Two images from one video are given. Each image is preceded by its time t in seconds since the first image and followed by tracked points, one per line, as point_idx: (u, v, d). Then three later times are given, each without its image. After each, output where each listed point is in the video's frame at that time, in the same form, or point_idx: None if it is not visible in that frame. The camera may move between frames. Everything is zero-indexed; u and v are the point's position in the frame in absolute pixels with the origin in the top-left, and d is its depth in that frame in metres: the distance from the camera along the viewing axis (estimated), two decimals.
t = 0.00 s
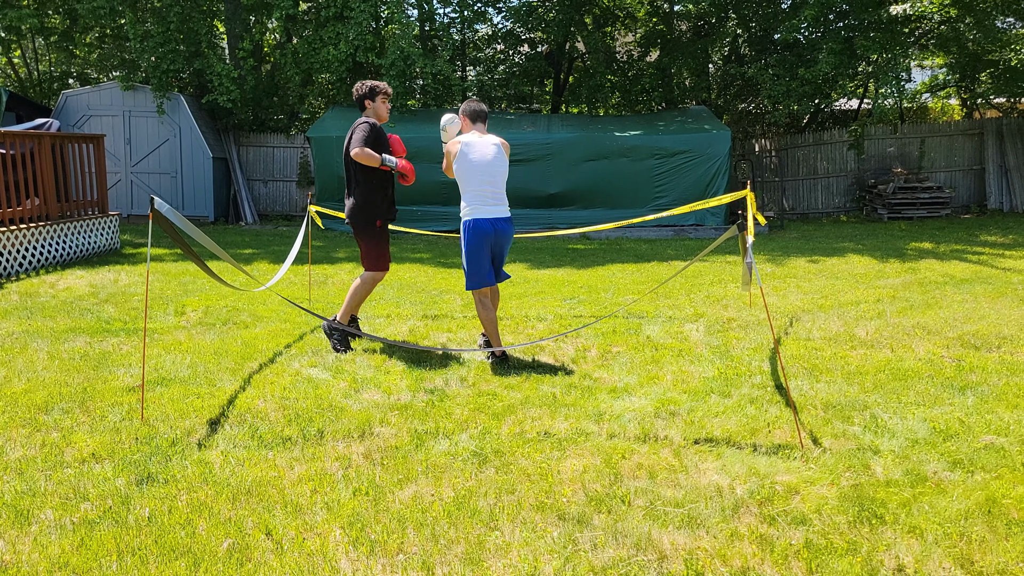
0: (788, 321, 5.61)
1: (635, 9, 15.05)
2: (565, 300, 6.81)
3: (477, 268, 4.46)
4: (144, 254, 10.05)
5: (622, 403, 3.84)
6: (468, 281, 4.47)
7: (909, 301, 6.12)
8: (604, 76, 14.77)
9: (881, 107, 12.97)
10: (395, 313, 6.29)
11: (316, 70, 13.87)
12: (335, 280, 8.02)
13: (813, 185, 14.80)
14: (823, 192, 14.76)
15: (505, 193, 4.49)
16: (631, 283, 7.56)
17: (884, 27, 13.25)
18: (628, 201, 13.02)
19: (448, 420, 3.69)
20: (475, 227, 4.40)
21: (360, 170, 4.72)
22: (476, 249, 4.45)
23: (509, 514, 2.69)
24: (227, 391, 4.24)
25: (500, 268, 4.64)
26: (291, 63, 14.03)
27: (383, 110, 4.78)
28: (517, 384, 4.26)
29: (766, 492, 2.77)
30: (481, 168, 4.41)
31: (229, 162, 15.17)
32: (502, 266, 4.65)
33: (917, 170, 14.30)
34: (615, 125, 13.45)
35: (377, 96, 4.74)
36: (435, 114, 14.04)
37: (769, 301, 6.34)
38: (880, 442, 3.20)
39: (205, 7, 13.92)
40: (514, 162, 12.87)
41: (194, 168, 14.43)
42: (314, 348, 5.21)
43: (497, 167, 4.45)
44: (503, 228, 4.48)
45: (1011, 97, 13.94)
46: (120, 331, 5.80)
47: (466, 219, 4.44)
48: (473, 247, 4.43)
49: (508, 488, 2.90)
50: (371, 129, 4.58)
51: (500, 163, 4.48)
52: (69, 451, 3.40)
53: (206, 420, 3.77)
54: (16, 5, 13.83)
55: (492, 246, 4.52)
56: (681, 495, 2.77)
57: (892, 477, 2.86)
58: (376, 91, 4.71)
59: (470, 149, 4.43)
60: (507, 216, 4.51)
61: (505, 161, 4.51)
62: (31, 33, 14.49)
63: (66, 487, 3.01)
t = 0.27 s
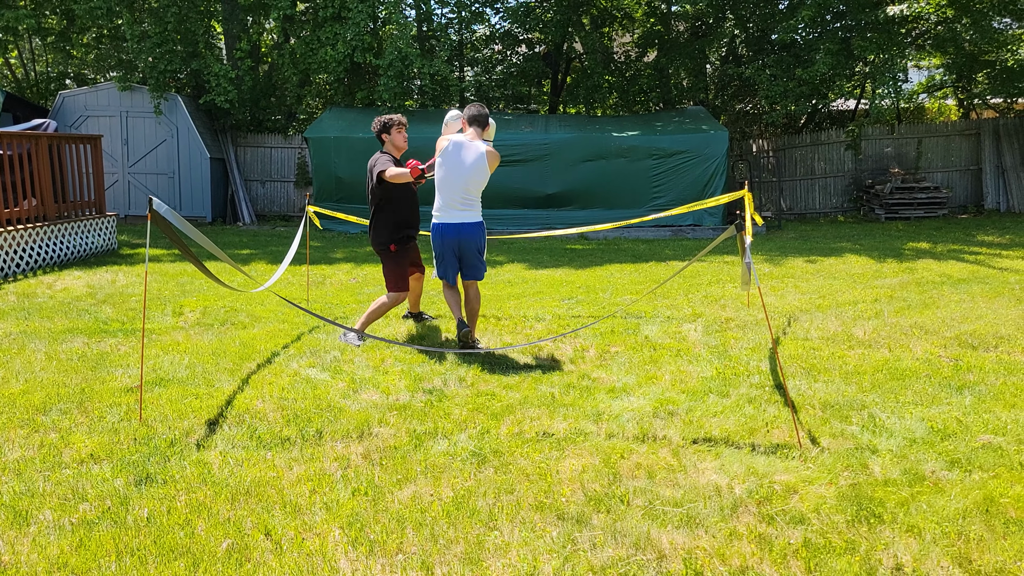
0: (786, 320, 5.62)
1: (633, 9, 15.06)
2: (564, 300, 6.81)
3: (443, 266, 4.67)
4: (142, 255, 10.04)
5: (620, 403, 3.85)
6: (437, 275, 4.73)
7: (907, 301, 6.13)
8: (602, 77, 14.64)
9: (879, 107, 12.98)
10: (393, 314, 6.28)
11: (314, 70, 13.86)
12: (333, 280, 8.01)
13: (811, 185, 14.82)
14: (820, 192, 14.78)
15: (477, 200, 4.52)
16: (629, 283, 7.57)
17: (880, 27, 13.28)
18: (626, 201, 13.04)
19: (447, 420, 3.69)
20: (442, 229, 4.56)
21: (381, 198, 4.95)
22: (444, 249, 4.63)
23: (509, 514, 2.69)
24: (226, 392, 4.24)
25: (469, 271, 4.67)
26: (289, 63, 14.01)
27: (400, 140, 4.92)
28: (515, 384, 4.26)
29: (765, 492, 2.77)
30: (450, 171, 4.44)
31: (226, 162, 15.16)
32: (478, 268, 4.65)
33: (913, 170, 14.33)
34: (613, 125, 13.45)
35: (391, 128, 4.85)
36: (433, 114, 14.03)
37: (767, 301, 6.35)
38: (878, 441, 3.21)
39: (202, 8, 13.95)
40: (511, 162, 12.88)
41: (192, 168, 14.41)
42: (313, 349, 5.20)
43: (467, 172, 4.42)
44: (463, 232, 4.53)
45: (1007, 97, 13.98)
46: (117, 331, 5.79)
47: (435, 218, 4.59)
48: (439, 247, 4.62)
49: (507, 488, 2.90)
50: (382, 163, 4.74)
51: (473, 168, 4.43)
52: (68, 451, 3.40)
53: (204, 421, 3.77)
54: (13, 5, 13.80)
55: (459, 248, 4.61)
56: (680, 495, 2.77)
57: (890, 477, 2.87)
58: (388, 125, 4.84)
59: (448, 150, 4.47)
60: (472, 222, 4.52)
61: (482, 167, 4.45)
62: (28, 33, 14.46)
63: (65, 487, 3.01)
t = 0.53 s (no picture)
0: (785, 321, 5.62)
1: (632, 9, 15.07)
2: (563, 300, 6.81)
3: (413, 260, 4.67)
4: (141, 255, 10.04)
5: (619, 403, 3.85)
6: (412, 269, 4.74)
7: (906, 301, 6.14)
8: (601, 77, 14.68)
9: (878, 108, 12.98)
10: (392, 314, 6.28)
11: (313, 70, 13.86)
12: (332, 280, 8.01)
13: (810, 185, 14.83)
14: (819, 193, 14.79)
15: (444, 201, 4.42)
16: (628, 283, 7.58)
17: (879, 28, 13.29)
18: (624, 201, 13.05)
19: (446, 420, 3.70)
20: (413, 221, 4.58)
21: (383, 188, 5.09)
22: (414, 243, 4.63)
23: (507, 513, 2.70)
24: (225, 391, 4.24)
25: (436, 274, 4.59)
26: (288, 63, 14.00)
27: (405, 133, 4.99)
28: (514, 384, 4.26)
29: (763, 491, 2.78)
30: (428, 169, 4.49)
31: (225, 162, 15.15)
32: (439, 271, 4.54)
33: (912, 171, 14.34)
34: (612, 126, 13.46)
35: (396, 121, 4.95)
36: (432, 115, 14.04)
37: (766, 302, 6.36)
38: (877, 441, 3.21)
39: (201, 8, 13.93)
40: (510, 163, 12.88)
41: (190, 168, 14.41)
42: (311, 348, 5.20)
43: (437, 172, 4.40)
44: (420, 230, 4.51)
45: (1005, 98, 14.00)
46: (116, 331, 5.79)
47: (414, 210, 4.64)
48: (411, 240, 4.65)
49: (506, 487, 2.90)
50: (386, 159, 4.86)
51: (442, 169, 4.38)
52: (66, 451, 3.40)
53: (203, 420, 3.77)
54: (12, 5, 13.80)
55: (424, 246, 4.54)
56: (678, 494, 2.78)
57: (889, 476, 2.87)
58: (391, 119, 4.94)
59: (437, 149, 4.51)
60: (429, 221, 4.45)
61: (450, 169, 4.34)
62: (27, 33, 14.46)
63: (63, 486, 3.00)
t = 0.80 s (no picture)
0: (785, 320, 5.63)
1: (632, 8, 15.06)
2: (562, 299, 6.81)
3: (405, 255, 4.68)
4: (141, 252, 10.03)
5: (619, 402, 3.85)
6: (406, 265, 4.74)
7: (905, 301, 6.14)
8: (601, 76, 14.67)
9: (878, 108, 12.97)
10: (391, 312, 6.28)
11: (313, 68, 13.85)
12: (331, 279, 8.00)
13: (809, 185, 14.83)
14: (819, 192, 14.79)
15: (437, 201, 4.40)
16: (627, 283, 7.58)
17: (880, 27, 13.29)
18: (624, 200, 13.05)
19: (446, 418, 3.70)
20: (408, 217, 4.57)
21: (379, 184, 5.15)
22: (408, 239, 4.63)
23: (507, 512, 2.70)
24: (224, 389, 4.24)
25: (434, 273, 4.58)
26: (287, 61, 13.98)
27: (391, 132, 4.93)
28: (513, 383, 4.26)
29: (762, 491, 2.78)
30: (425, 169, 4.48)
31: (224, 160, 15.14)
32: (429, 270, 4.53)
33: (912, 170, 14.34)
34: (612, 125, 13.45)
35: (385, 119, 4.88)
36: (432, 113, 14.03)
37: (765, 301, 6.36)
38: (876, 441, 3.21)
39: (201, 6, 13.89)
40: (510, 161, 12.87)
41: (190, 166, 14.39)
42: (311, 347, 5.20)
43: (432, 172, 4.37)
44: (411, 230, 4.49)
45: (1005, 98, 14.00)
46: (115, 328, 5.79)
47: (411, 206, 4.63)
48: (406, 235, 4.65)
49: (505, 486, 2.90)
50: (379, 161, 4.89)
51: (436, 169, 4.35)
52: (66, 448, 3.39)
53: (202, 418, 3.77)
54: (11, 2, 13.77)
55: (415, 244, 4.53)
56: (678, 493, 2.78)
57: (888, 476, 2.87)
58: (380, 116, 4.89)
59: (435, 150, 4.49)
60: (420, 220, 4.43)
61: (443, 170, 4.30)
62: (26, 30, 14.43)
63: (63, 484, 3.00)
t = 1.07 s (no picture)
0: (784, 317, 5.63)
1: (632, 3, 15.02)
2: (561, 296, 6.81)
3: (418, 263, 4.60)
4: (140, 247, 10.02)
5: (617, 398, 3.86)
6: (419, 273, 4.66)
7: (904, 298, 6.14)
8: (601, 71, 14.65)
9: (878, 104, 12.95)
10: (390, 308, 6.28)
11: (313, 62, 13.81)
12: (331, 274, 7.99)
13: (809, 181, 14.82)
14: (818, 188, 14.78)
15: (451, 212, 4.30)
16: (626, 279, 7.58)
17: (880, 23, 13.26)
18: (623, 196, 13.04)
19: (445, 414, 3.70)
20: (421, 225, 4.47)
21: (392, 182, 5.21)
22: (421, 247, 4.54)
23: (506, 508, 2.70)
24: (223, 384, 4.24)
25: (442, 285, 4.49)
26: (287, 56, 13.94)
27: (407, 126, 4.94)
28: (512, 379, 4.26)
29: (761, 487, 2.79)
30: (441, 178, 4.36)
31: (223, 155, 15.11)
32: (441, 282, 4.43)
33: (911, 167, 14.34)
34: (612, 121, 13.42)
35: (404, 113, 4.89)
36: (431, 108, 14.00)
37: (765, 298, 6.36)
38: (874, 438, 3.22)
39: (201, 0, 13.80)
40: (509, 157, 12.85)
41: (189, 161, 14.36)
42: (310, 342, 5.20)
43: (448, 183, 4.24)
44: (421, 241, 4.41)
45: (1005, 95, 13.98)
46: (114, 323, 5.78)
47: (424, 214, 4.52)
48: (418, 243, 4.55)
49: (504, 482, 2.90)
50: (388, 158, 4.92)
51: (452, 181, 4.22)
52: (65, 443, 3.39)
53: (202, 413, 3.77)
54: None
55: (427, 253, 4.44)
56: (677, 490, 2.79)
57: (887, 473, 2.88)
58: (398, 109, 4.91)
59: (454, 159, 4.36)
60: (429, 231, 4.34)
61: (459, 182, 4.18)
62: (24, 23, 14.37)
63: (62, 478, 3.01)
